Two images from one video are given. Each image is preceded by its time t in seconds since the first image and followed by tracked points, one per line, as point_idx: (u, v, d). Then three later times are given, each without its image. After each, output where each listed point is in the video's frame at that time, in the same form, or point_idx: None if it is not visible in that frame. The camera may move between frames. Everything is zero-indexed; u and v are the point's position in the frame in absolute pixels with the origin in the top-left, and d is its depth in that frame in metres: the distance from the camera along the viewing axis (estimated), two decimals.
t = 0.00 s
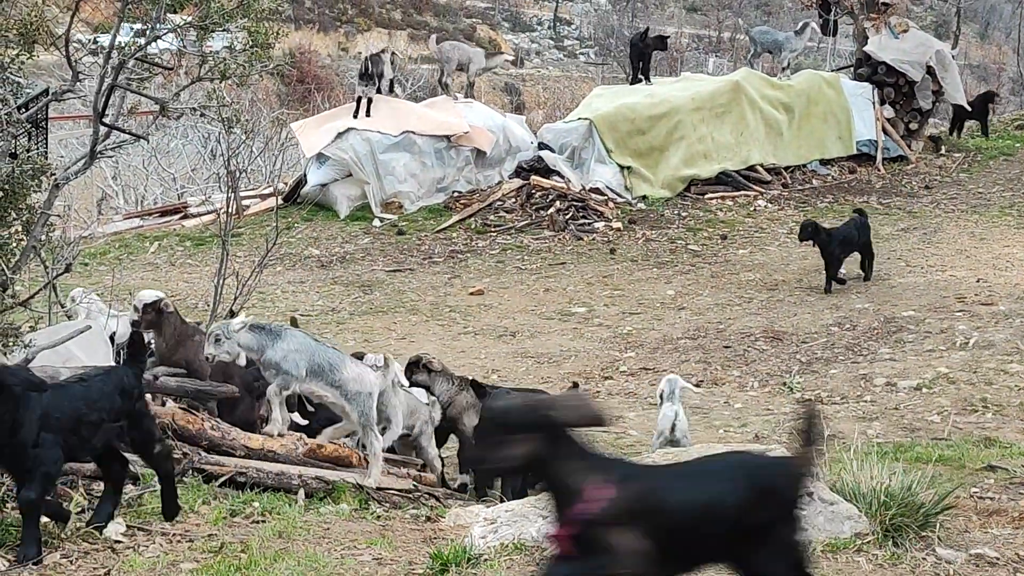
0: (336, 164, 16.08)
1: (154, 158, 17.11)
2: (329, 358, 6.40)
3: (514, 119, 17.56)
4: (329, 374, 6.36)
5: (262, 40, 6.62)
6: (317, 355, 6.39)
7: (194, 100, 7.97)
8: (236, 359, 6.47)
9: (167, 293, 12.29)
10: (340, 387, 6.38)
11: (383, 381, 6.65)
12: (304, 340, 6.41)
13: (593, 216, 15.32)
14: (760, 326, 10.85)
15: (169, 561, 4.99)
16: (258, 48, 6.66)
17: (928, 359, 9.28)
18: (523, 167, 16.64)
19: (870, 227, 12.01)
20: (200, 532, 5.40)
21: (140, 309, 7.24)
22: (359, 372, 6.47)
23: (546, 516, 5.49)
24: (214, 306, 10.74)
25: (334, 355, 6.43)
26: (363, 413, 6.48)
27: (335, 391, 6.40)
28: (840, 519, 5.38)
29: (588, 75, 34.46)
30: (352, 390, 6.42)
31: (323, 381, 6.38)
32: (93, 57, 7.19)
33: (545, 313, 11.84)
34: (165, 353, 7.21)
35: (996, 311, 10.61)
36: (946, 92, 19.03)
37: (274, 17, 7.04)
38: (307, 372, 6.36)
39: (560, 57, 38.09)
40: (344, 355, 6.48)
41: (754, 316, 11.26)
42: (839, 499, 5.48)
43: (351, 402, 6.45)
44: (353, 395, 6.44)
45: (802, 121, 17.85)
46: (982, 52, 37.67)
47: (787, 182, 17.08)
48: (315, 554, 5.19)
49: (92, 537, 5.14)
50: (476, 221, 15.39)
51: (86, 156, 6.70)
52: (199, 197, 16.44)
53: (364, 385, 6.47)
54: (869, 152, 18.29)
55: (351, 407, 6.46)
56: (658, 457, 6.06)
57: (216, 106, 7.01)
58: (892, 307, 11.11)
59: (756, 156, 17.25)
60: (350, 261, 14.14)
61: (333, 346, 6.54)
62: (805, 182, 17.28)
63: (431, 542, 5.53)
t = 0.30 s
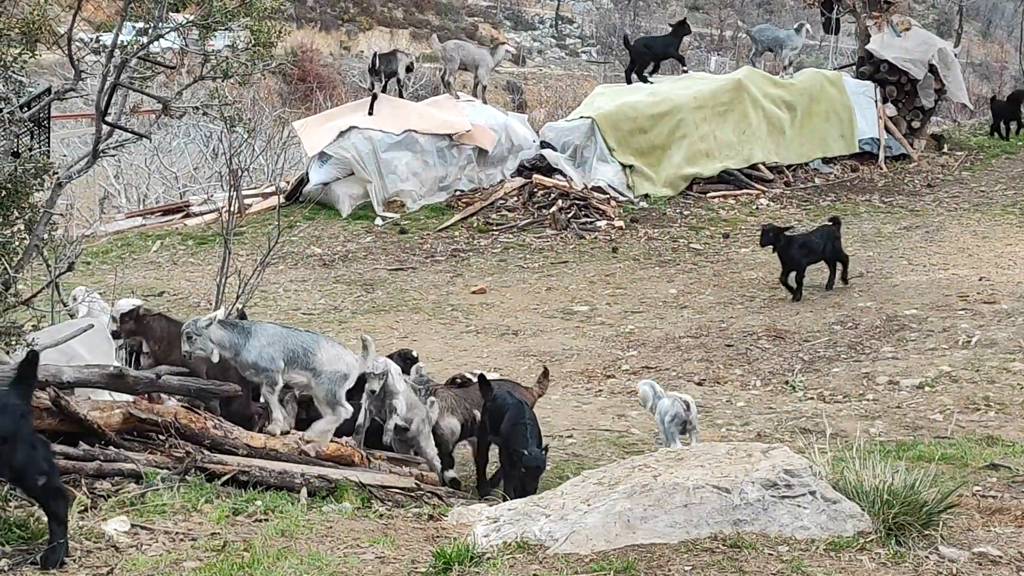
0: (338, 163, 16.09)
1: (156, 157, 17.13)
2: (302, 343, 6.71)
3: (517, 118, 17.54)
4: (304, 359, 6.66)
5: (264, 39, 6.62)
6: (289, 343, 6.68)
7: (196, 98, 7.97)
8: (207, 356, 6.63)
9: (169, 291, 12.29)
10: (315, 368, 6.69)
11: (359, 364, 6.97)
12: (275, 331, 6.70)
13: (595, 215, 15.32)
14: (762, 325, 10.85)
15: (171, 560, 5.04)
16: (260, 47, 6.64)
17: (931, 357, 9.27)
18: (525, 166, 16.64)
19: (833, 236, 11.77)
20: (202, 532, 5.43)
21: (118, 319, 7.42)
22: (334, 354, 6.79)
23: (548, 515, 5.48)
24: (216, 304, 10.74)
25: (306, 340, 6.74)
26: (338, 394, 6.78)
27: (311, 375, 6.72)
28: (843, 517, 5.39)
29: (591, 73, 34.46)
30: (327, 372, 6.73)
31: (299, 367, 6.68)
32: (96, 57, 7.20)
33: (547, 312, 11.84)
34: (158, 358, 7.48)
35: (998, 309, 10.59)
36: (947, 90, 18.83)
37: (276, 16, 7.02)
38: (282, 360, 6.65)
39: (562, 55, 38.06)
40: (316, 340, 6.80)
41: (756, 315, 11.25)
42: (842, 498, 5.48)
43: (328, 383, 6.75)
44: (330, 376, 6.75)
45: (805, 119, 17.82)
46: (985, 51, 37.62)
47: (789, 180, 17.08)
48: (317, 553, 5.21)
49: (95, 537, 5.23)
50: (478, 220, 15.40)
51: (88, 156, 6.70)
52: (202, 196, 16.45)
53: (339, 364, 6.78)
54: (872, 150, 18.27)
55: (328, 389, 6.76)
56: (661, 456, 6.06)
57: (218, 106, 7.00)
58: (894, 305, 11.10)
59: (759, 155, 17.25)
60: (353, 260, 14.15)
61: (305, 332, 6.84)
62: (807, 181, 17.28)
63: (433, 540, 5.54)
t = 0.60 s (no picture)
0: (339, 162, 16.08)
1: (157, 156, 17.13)
2: (279, 336, 6.65)
3: (518, 117, 17.52)
4: (284, 352, 6.63)
5: (265, 38, 6.62)
6: (266, 338, 6.63)
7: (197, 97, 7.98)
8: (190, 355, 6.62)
9: (171, 291, 12.28)
10: (297, 360, 6.67)
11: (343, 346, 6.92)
12: (250, 332, 6.62)
13: (597, 214, 15.32)
14: (764, 324, 10.85)
15: (173, 559, 5.05)
16: (262, 45, 6.63)
17: (933, 356, 9.27)
18: (526, 165, 16.64)
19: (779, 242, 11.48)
20: (203, 531, 5.44)
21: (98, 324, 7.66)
22: (313, 340, 6.73)
23: (550, 514, 5.49)
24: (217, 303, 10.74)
25: (284, 331, 6.68)
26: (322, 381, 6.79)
27: (294, 365, 6.70)
28: (844, 517, 5.39)
29: (593, 72, 34.46)
30: (309, 360, 6.70)
31: (280, 361, 6.66)
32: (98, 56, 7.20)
33: (549, 311, 11.84)
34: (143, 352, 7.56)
35: (1000, 308, 10.59)
36: (949, 88, 18.86)
37: (277, 15, 7.01)
38: (263, 357, 6.61)
39: (563, 54, 38.05)
40: (293, 329, 6.74)
41: (758, 314, 11.25)
42: (843, 497, 5.48)
43: (311, 371, 6.73)
44: (312, 364, 6.72)
45: (806, 118, 17.81)
46: (986, 50, 37.64)
47: (790, 179, 17.08)
48: (319, 552, 5.22)
49: (97, 537, 5.25)
50: (479, 219, 15.39)
51: (89, 155, 6.70)
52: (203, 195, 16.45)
53: (321, 349, 6.73)
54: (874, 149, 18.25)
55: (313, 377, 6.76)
56: (662, 454, 6.06)
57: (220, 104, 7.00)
58: (896, 304, 11.10)
59: (760, 154, 17.24)
60: (354, 259, 14.15)
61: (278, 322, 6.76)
62: (809, 180, 17.27)
63: (435, 539, 5.54)
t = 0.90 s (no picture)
0: (343, 162, 16.13)
1: (161, 156, 17.15)
2: (239, 352, 6.83)
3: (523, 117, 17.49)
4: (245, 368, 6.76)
5: (270, 39, 6.61)
6: (228, 358, 6.79)
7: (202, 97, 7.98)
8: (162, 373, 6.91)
9: (175, 291, 12.29)
10: (260, 370, 6.82)
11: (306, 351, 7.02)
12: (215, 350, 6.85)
13: (600, 214, 15.32)
14: (767, 323, 10.85)
15: (177, 559, 5.06)
16: (266, 46, 6.63)
17: (937, 356, 9.26)
18: (530, 165, 16.65)
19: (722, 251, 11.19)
20: (208, 531, 5.46)
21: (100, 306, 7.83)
22: (271, 345, 6.85)
23: (554, 514, 5.50)
24: (221, 304, 10.75)
25: (243, 348, 6.84)
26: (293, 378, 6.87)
27: (257, 375, 6.84)
28: (848, 517, 5.39)
29: (596, 72, 34.47)
30: (271, 366, 6.82)
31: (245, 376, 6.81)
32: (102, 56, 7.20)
33: (553, 310, 11.85)
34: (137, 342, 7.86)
35: (1003, 308, 10.59)
36: (953, 88, 18.83)
37: (281, 15, 7.01)
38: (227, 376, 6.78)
39: (567, 54, 38.07)
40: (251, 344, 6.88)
41: (762, 314, 11.24)
42: (846, 497, 5.47)
43: (277, 374, 6.84)
44: (275, 368, 6.83)
45: (810, 117, 17.80)
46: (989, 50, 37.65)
47: (794, 180, 17.07)
48: (323, 552, 5.22)
49: (101, 537, 5.26)
50: (483, 219, 15.39)
51: (93, 155, 6.70)
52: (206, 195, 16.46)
53: (282, 356, 6.84)
54: (877, 149, 18.26)
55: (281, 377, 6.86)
56: (667, 455, 6.06)
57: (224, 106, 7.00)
58: (899, 304, 11.10)
59: (764, 154, 17.24)
60: (358, 259, 14.15)
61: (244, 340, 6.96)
62: (813, 180, 17.27)
63: (439, 539, 5.54)
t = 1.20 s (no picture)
0: (348, 165, 16.10)
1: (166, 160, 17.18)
2: (224, 343, 6.78)
3: (527, 121, 17.52)
4: (225, 359, 6.71)
5: (275, 42, 6.62)
6: (212, 346, 6.79)
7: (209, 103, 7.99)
8: (152, 350, 7.05)
9: (180, 295, 12.30)
10: (240, 363, 6.74)
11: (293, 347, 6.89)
12: (202, 338, 6.85)
13: (605, 216, 15.32)
14: (773, 327, 10.84)
15: (183, 563, 5.07)
16: (271, 50, 6.64)
17: (942, 359, 9.26)
18: (535, 169, 16.66)
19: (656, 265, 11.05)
20: (213, 534, 5.46)
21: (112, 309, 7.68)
22: (256, 340, 6.77)
23: (559, 518, 5.49)
24: (226, 309, 10.76)
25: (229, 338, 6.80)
26: (276, 375, 6.76)
27: (240, 368, 6.77)
28: (853, 520, 5.39)
29: (600, 75, 34.48)
30: (254, 359, 6.73)
31: (227, 367, 6.77)
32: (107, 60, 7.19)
33: (558, 314, 11.85)
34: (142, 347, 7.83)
35: (1009, 311, 10.57)
36: (958, 91, 18.85)
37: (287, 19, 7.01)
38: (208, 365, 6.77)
39: (571, 57, 38.10)
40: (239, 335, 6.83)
41: (767, 317, 11.24)
42: (852, 500, 5.47)
43: (260, 369, 6.75)
44: (258, 362, 6.74)
45: (815, 120, 17.78)
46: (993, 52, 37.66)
47: (800, 183, 17.08)
48: (328, 556, 5.22)
49: (107, 540, 5.26)
50: (488, 222, 15.38)
51: (99, 159, 6.70)
52: (212, 199, 16.48)
53: (263, 353, 6.74)
54: (883, 151, 18.25)
55: (263, 373, 6.76)
56: (672, 458, 6.06)
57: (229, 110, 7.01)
58: (905, 307, 11.09)
59: (769, 157, 17.24)
60: (363, 262, 14.16)
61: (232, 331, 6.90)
62: (819, 183, 17.26)
63: (444, 543, 5.54)
